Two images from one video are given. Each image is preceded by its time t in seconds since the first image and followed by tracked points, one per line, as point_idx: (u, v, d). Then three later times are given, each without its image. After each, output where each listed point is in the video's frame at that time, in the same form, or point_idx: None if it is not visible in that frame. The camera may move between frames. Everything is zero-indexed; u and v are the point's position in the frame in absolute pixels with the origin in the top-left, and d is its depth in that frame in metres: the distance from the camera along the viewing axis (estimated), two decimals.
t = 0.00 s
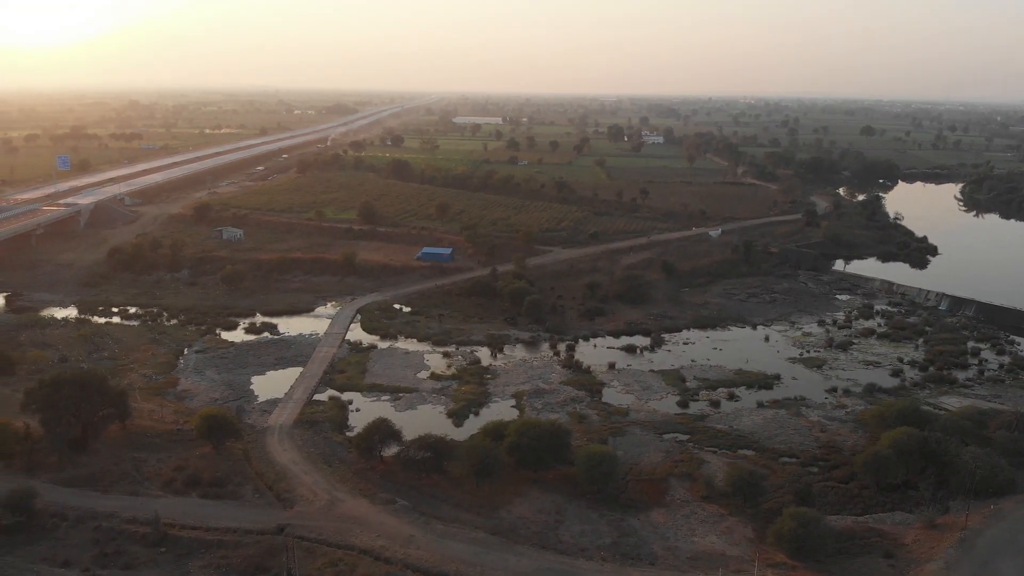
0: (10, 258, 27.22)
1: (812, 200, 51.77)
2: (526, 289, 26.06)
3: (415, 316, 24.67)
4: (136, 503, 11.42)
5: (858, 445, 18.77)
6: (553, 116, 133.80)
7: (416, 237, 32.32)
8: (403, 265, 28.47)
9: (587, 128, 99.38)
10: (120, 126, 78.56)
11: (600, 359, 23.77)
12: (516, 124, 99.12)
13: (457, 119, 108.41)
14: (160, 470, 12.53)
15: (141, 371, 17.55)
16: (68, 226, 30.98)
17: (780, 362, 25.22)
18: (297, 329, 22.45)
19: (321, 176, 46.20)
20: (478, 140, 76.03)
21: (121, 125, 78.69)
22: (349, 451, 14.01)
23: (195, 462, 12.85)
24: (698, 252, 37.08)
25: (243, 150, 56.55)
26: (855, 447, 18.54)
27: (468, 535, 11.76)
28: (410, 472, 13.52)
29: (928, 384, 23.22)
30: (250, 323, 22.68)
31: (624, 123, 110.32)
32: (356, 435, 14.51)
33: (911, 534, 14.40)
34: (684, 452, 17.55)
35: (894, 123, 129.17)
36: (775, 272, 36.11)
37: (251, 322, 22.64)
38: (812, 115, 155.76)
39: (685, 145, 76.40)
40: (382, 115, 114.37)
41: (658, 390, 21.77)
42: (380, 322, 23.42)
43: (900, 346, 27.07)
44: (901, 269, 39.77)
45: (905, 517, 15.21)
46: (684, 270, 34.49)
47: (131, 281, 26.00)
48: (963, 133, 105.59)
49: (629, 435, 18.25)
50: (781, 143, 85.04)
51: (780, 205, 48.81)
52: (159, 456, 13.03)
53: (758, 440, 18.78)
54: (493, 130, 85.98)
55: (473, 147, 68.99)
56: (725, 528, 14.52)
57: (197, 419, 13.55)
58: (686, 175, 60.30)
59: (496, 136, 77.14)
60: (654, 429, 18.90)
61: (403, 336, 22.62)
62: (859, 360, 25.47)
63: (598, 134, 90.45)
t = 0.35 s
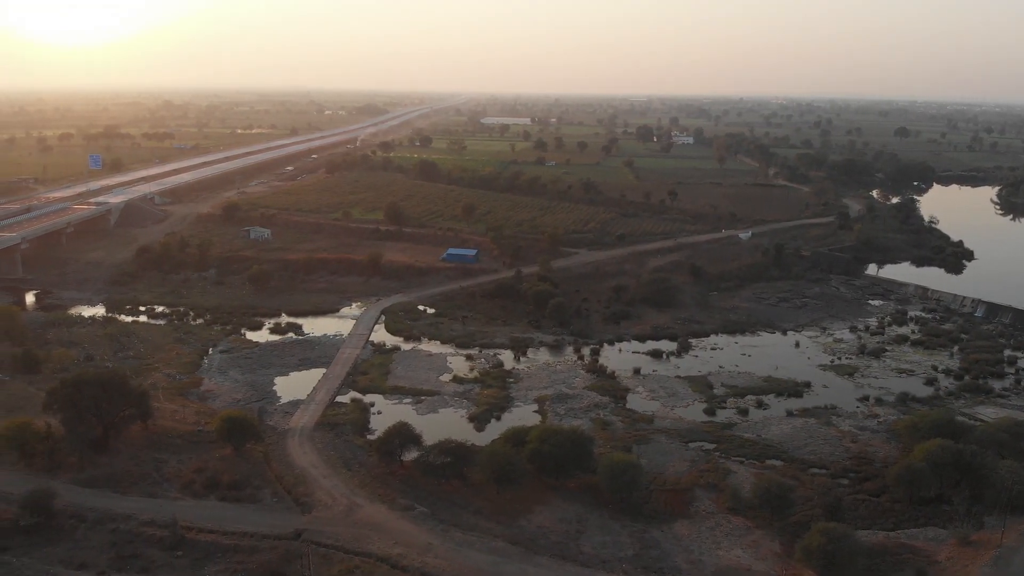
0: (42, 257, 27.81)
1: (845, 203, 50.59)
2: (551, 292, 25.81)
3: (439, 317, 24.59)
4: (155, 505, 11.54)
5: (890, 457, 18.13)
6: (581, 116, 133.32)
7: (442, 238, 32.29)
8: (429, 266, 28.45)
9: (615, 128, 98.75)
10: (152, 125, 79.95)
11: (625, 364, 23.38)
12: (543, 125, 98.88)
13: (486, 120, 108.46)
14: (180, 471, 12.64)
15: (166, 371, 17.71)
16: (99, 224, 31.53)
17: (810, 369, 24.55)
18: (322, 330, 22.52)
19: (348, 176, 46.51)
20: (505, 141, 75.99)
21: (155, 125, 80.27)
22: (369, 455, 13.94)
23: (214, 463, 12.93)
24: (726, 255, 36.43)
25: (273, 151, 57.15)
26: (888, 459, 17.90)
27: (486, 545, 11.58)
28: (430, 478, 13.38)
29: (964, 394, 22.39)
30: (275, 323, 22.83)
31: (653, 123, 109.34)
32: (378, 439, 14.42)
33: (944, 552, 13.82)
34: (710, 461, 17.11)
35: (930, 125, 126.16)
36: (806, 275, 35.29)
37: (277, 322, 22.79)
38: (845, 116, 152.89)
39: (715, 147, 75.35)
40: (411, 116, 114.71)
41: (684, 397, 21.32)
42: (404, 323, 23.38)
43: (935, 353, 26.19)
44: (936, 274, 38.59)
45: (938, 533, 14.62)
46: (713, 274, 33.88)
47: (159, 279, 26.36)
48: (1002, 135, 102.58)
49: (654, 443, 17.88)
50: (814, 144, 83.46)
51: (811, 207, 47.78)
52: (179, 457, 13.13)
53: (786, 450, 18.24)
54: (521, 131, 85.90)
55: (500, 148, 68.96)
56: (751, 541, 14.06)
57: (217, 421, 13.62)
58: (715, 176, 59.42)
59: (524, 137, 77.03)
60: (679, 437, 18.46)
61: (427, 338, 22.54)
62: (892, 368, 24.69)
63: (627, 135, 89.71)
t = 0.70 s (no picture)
0: (77, 255, 28.39)
1: (883, 207, 49.15)
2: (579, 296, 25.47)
3: (466, 320, 24.45)
4: (176, 508, 11.63)
5: (929, 471, 17.40)
6: (613, 117, 132.38)
7: (469, 239, 32.17)
8: (457, 267, 28.36)
9: (648, 129, 97.83)
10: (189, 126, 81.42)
11: (654, 370, 22.94)
12: (575, 125, 98.37)
13: (518, 121, 108.35)
14: (202, 474, 12.72)
15: (194, 371, 17.88)
16: (134, 223, 32.13)
17: (845, 378, 23.78)
18: (349, 331, 22.55)
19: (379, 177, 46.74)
20: (536, 141, 75.74)
21: (192, 125, 81.84)
22: (391, 459, 13.85)
23: (237, 466, 12.99)
24: (760, 259, 35.60)
25: (306, 151, 57.81)
26: (926, 474, 17.18)
27: (506, 555, 11.35)
28: (452, 485, 13.21)
29: (1007, 406, 21.44)
30: (302, 323, 22.96)
31: (687, 124, 107.98)
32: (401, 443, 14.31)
33: (985, 573, 13.16)
34: (739, 473, 16.64)
35: (973, 127, 122.48)
36: (843, 280, 34.31)
37: (304, 323, 22.90)
38: (886, 117, 149.17)
39: (750, 148, 74.05)
40: (444, 117, 115.09)
41: (714, 405, 20.80)
42: (430, 325, 23.30)
43: (976, 363, 25.18)
44: (978, 280, 37.18)
45: (978, 552, 13.93)
46: (746, 278, 33.14)
47: (190, 279, 26.73)
48: None
49: (681, 452, 17.46)
50: (851, 146, 81.47)
51: (848, 210, 46.55)
52: (202, 459, 13.22)
53: (819, 462, 17.63)
54: (552, 132, 85.59)
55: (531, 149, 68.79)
56: (781, 558, 13.55)
57: (240, 423, 13.68)
58: (750, 178, 58.30)
59: (556, 137, 76.69)
60: (708, 446, 17.99)
61: (453, 341, 22.41)
62: (930, 378, 23.79)
63: (660, 136, 88.76)
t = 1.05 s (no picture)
0: (111, 254, 28.95)
1: (923, 211, 47.64)
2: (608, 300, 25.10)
3: (493, 322, 24.27)
4: (196, 511, 11.70)
5: (968, 487, 16.65)
6: (646, 117, 131.19)
7: (498, 241, 32.01)
8: (485, 269, 28.22)
9: (681, 130, 96.66)
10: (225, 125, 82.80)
11: (683, 377, 22.46)
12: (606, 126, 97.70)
13: (549, 121, 107.93)
14: (223, 477, 12.79)
15: (220, 371, 18.02)
16: (166, 222, 32.67)
17: (882, 388, 22.98)
18: (375, 332, 22.54)
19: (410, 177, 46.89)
20: (568, 142, 75.33)
21: (228, 125, 83.21)
22: (414, 465, 13.73)
23: (258, 470, 13.03)
24: (794, 263, 34.73)
25: (339, 151, 58.36)
26: (965, 490, 16.44)
27: (527, 568, 11.12)
28: (474, 493, 13.05)
29: None
30: (330, 324, 23.05)
31: (721, 124, 106.46)
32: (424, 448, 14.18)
33: None
34: (770, 486, 16.14)
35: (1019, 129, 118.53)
36: (880, 286, 33.29)
37: (332, 324, 22.97)
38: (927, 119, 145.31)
39: (786, 149, 72.58)
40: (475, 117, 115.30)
41: (745, 414, 20.26)
42: (457, 328, 23.18)
43: (1019, 373, 24.13)
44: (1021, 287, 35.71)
45: None
46: (780, 282, 32.35)
47: (220, 278, 27.06)
48: None
49: (710, 462, 17.01)
50: (890, 148, 79.40)
51: (886, 214, 45.25)
52: (224, 462, 13.29)
53: (854, 476, 16.99)
54: (583, 133, 85.13)
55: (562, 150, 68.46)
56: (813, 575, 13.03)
57: (263, 425, 13.73)
58: (785, 180, 57.11)
59: (588, 138, 76.21)
60: (738, 457, 17.49)
61: (479, 344, 22.25)
62: (970, 388, 22.86)
63: (693, 137, 87.63)
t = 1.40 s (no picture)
0: (143, 253, 29.48)
1: (963, 215, 46.14)
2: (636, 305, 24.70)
3: (519, 326, 24.06)
4: (216, 515, 11.74)
5: (1009, 504, 15.90)
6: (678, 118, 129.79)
7: (525, 243, 31.81)
8: (512, 271, 28.04)
9: (714, 130, 95.37)
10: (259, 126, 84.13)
11: (712, 385, 21.95)
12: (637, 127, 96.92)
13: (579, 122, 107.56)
14: (244, 480, 12.82)
15: (245, 372, 18.14)
16: (197, 222, 33.18)
17: (919, 398, 22.17)
18: (401, 334, 22.52)
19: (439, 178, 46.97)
20: (598, 143, 74.85)
21: (263, 125, 84.47)
22: (436, 471, 13.60)
23: (279, 474, 13.04)
24: (829, 268, 33.84)
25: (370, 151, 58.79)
26: (1005, 507, 15.71)
27: None
28: (495, 502, 12.86)
29: None
30: (356, 325, 23.10)
31: (756, 125, 104.80)
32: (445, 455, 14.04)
33: None
34: (800, 499, 15.63)
35: None
36: (919, 292, 32.24)
37: (358, 325, 23.02)
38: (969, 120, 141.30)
39: (822, 151, 71.05)
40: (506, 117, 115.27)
41: (776, 424, 19.70)
42: (482, 331, 23.02)
43: None
44: None
45: None
46: (815, 287, 31.52)
47: (249, 278, 27.34)
48: None
49: (738, 474, 16.56)
50: (930, 150, 77.27)
51: (925, 218, 43.93)
52: (246, 466, 13.32)
53: (889, 491, 16.34)
54: (614, 134, 84.56)
55: (592, 150, 68.02)
56: None
57: (285, 428, 13.74)
58: (821, 182, 55.85)
59: (619, 138, 75.64)
60: (768, 469, 16.99)
61: (504, 347, 22.06)
62: (1011, 400, 21.93)
63: (727, 137, 86.39)
